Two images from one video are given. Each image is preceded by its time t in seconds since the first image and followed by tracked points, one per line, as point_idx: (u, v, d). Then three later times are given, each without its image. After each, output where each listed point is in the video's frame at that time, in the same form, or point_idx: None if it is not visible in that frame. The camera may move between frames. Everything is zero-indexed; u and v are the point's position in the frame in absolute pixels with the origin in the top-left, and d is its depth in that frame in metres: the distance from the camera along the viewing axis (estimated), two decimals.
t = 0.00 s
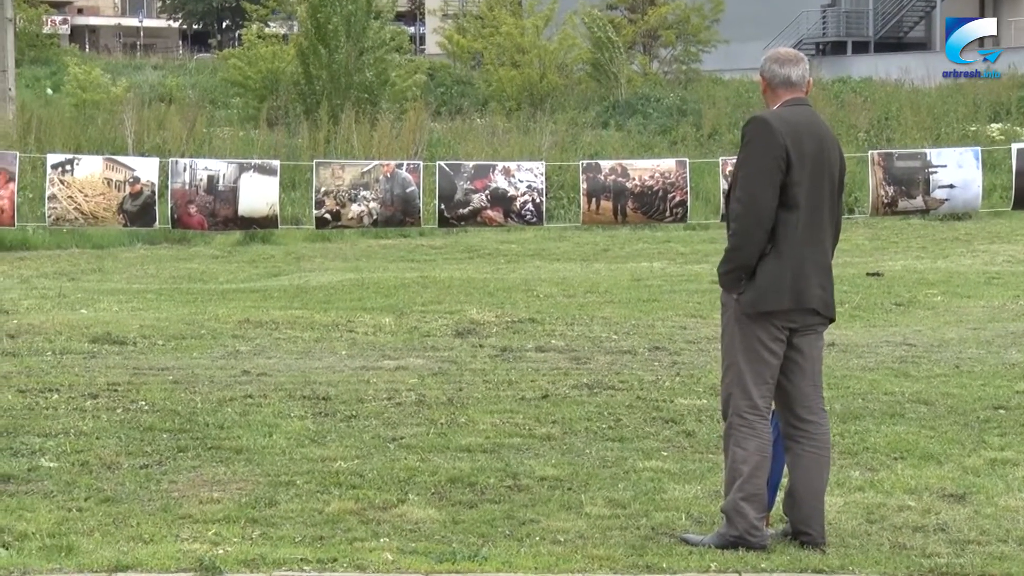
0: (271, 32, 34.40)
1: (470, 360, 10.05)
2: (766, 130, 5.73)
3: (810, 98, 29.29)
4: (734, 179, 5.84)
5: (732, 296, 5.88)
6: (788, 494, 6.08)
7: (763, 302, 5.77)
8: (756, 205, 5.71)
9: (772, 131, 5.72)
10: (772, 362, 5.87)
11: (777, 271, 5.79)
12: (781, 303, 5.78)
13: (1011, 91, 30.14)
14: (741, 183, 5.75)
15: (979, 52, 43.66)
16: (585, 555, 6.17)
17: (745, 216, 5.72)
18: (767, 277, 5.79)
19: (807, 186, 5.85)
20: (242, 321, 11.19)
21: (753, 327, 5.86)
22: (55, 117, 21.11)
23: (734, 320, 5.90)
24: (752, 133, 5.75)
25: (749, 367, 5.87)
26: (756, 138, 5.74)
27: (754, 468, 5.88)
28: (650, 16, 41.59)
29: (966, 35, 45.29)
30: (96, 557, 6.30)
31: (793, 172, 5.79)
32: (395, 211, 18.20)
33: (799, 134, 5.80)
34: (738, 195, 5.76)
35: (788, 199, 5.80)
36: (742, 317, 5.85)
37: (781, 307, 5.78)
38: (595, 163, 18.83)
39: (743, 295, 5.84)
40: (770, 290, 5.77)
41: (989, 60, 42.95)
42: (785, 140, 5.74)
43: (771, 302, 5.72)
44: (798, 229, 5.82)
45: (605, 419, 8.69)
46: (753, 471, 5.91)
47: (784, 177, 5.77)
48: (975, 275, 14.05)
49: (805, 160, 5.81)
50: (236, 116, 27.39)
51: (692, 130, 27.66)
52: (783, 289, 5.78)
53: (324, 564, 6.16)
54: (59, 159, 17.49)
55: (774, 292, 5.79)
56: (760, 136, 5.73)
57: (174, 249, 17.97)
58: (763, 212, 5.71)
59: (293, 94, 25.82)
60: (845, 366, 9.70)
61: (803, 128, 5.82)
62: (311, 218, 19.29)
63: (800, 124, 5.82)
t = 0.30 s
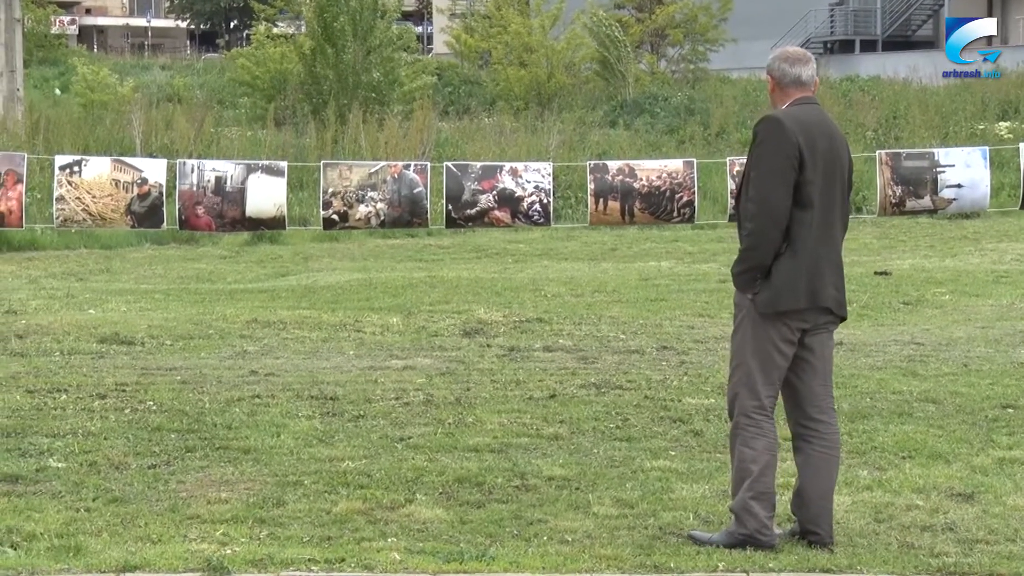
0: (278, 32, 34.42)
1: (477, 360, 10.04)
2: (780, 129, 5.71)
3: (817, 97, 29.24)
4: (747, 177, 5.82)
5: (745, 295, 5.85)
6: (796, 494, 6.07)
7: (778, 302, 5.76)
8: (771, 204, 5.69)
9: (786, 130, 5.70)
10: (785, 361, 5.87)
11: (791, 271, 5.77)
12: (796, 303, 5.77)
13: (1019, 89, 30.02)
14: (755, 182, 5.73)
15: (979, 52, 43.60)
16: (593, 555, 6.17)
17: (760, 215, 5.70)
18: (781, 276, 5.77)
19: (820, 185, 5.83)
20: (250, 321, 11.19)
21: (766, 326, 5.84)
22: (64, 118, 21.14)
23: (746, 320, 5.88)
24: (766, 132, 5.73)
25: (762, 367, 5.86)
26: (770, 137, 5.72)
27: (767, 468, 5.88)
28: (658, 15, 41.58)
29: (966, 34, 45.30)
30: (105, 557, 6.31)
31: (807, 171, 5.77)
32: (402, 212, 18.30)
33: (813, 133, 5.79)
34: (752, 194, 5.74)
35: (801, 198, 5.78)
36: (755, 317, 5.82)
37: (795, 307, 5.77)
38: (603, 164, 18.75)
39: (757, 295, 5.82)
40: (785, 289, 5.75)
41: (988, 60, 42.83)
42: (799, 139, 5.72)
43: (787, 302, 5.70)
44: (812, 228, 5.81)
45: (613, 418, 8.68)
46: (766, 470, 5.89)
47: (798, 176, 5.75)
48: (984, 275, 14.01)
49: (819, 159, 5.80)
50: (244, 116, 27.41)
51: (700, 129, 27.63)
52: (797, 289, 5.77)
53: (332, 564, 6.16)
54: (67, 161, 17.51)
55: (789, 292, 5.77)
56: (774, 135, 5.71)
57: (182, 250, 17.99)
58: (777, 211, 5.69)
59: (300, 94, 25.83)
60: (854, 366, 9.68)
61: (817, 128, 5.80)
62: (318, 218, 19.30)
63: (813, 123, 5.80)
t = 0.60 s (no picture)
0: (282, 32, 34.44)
1: (482, 361, 10.04)
2: (784, 131, 5.71)
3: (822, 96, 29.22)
4: (750, 180, 5.82)
5: (749, 298, 5.84)
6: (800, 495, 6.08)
7: (784, 304, 5.76)
8: (776, 206, 5.69)
9: (790, 132, 5.70)
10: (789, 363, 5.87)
11: (796, 273, 5.78)
12: (800, 304, 5.78)
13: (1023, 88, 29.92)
14: (760, 185, 5.72)
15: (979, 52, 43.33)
16: (597, 555, 6.17)
17: (765, 217, 5.70)
18: (786, 279, 5.77)
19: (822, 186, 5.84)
20: (254, 322, 11.19)
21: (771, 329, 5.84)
22: (68, 120, 21.16)
23: (750, 322, 5.87)
24: (770, 134, 5.72)
25: (767, 370, 5.85)
26: (773, 139, 5.72)
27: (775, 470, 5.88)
28: (662, 15, 41.55)
29: (967, 33, 45.08)
30: (109, 558, 6.31)
31: (811, 173, 5.78)
32: (407, 212, 18.27)
33: (814, 135, 5.80)
34: (757, 197, 5.74)
35: (805, 200, 5.79)
36: (761, 320, 5.81)
37: (800, 309, 5.78)
38: (606, 163, 18.78)
39: (762, 297, 5.81)
40: (791, 291, 5.75)
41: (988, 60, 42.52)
42: (802, 141, 5.73)
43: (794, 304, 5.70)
44: (815, 229, 5.81)
45: (617, 419, 8.68)
46: (772, 472, 5.90)
47: (801, 177, 5.75)
48: (988, 274, 14.00)
49: (821, 161, 5.81)
50: (248, 117, 27.43)
51: (704, 129, 27.62)
52: (802, 291, 5.78)
53: (336, 564, 6.17)
54: (72, 161, 17.52)
55: (794, 294, 5.77)
56: (777, 136, 5.71)
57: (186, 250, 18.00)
58: (782, 213, 5.69)
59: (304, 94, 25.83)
60: (858, 366, 9.67)
61: (818, 129, 5.81)
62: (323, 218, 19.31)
63: (814, 125, 5.81)
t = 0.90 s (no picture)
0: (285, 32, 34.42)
1: (484, 360, 10.04)
2: (774, 131, 5.70)
3: (825, 96, 29.20)
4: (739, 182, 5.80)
5: (742, 300, 5.83)
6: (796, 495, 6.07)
7: (779, 306, 5.76)
8: (769, 207, 5.68)
9: (780, 133, 5.70)
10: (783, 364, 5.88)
11: (789, 273, 5.78)
12: (794, 305, 5.78)
13: None
14: (751, 186, 5.71)
15: (979, 52, 43.31)
16: (600, 555, 6.16)
17: (758, 219, 5.69)
18: (779, 280, 5.77)
19: (811, 186, 5.85)
20: (256, 322, 11.18)
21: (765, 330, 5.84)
22: (72, 120, 21.17)
23: (743, 325, 5.86)
24: (759, 135, 5.72)
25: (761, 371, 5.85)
26: (763, 140, 5.71)
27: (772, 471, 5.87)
28: (664, 15, 41.60)
29: (967, 34, 44.81)
30: (111, 558, 6.31)
31: (800, 173, 5.78)
32: (409, 212, 18.23)
33: (802, 135, 5.81)
34: (748, 199, 5.72)
35: (795, 200, 5.80)
36: (754, 322, 5.80)
37: (794, 310, 5.78)
38: (609, 164, 18.81)
39: (755, 299, 5.80)
40: (785, 293, 5.75)
41: (989, 60, 42.48)
42: (792, 141, 5.73)
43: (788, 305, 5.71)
44: (806, 229, 5.83)
45: (619, 419, 8.68)
46: (770, 473, 5.89)
47: (792, 178, 5.76)
48: (991, 274, 13.99)
49: (810, 161, 5.82)
50: (251, 117, 27.42)
51: (707, 129, 27.62)
52: (796, 292, 5.78)
53: (338, 564, 6.17)
54: (74, 162, 17.54)
55: (788, 296, 5.78)
56: (766, 137, 5.70)
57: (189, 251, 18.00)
58: (775, 213, 5.68)
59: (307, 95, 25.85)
60: (861, 365, 9.66)
61: (805, 129, 5.82)
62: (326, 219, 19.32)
63: (801, 125, 5.82)
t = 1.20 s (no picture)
0: (287, 33, 34.43)
1: (486, 360, 10.03)
2: (753, 133, 5.68)
3: (827, 97, 29.19)
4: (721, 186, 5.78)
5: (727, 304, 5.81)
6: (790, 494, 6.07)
7: (764, 308, 5.76)
8: (750, 208, 5.66)
9: (759, 134, 5.68)
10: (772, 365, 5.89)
11: (773, 275, 5.78)
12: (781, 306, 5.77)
13: None
14: (732, 190, 5.69)
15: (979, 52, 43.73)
16: (602, 556, 6.16)
17: (740, 222, 5.66)
18: (763, 282, 5.77)
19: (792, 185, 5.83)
20: (259, 322, 11.18)
21: (753, 332, 5.84)
22: (74, 121, 21.18)
23: (730, 328, 5.85)
24: (738, 138, 5.69)
25: (750, 374, 5.86)
26: (743, 142, 5.69)
27: (768, 473, 5.88)
28: (666, 15, 41.81)
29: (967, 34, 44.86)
30: (114, 558, 6.31)
31: (780, 173, 5.76)
32: (411, 213, 18.28)
33: (781, 136, 5.79)
34: (729, 202, 5.70)
35: (777, 201, 5.78)
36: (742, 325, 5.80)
37: (780, 312, 5.78)
38: (612, 165, 18.85)
39: (740, 303, 5.79)
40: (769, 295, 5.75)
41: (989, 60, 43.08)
42: (772, 142, 5.72)
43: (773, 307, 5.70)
44: (788, 229, 5.82)
45: (621, 419, 8.67)
46: (766, 476, 5.89)
47: (772, 179, 5.74)
48: (993, 274, 13.99)
49: (789, 161, 5.81)
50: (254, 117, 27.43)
51: (709, 130, 27.62)
52: (781, 293, 5.79)
53: (342, 564, 6.18)
54: (77, 161, 17.53)
55: (772, 297, 5.78)
56: (747, 139, 5.68)
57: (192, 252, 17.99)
58: (757, 215, 5.66)
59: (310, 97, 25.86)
60: (863, 366, 9.65)
61: (783, 129, 5.81)
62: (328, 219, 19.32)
63: (780, 124, 5.80)
